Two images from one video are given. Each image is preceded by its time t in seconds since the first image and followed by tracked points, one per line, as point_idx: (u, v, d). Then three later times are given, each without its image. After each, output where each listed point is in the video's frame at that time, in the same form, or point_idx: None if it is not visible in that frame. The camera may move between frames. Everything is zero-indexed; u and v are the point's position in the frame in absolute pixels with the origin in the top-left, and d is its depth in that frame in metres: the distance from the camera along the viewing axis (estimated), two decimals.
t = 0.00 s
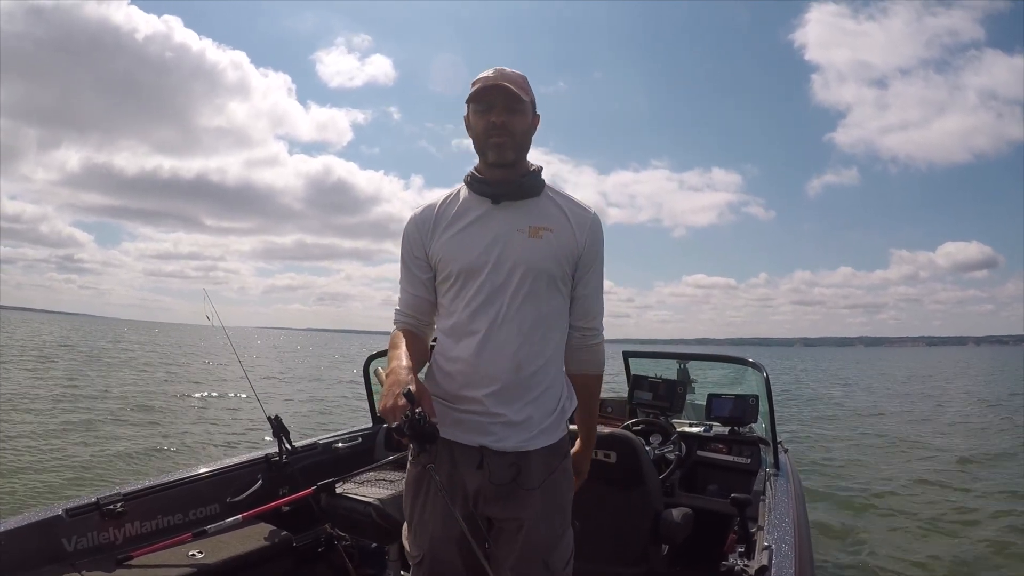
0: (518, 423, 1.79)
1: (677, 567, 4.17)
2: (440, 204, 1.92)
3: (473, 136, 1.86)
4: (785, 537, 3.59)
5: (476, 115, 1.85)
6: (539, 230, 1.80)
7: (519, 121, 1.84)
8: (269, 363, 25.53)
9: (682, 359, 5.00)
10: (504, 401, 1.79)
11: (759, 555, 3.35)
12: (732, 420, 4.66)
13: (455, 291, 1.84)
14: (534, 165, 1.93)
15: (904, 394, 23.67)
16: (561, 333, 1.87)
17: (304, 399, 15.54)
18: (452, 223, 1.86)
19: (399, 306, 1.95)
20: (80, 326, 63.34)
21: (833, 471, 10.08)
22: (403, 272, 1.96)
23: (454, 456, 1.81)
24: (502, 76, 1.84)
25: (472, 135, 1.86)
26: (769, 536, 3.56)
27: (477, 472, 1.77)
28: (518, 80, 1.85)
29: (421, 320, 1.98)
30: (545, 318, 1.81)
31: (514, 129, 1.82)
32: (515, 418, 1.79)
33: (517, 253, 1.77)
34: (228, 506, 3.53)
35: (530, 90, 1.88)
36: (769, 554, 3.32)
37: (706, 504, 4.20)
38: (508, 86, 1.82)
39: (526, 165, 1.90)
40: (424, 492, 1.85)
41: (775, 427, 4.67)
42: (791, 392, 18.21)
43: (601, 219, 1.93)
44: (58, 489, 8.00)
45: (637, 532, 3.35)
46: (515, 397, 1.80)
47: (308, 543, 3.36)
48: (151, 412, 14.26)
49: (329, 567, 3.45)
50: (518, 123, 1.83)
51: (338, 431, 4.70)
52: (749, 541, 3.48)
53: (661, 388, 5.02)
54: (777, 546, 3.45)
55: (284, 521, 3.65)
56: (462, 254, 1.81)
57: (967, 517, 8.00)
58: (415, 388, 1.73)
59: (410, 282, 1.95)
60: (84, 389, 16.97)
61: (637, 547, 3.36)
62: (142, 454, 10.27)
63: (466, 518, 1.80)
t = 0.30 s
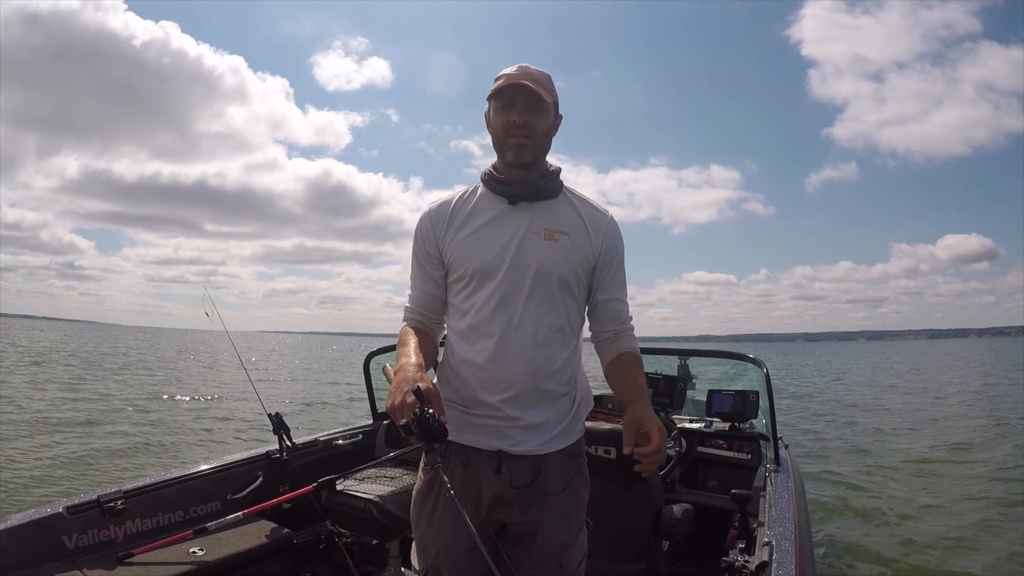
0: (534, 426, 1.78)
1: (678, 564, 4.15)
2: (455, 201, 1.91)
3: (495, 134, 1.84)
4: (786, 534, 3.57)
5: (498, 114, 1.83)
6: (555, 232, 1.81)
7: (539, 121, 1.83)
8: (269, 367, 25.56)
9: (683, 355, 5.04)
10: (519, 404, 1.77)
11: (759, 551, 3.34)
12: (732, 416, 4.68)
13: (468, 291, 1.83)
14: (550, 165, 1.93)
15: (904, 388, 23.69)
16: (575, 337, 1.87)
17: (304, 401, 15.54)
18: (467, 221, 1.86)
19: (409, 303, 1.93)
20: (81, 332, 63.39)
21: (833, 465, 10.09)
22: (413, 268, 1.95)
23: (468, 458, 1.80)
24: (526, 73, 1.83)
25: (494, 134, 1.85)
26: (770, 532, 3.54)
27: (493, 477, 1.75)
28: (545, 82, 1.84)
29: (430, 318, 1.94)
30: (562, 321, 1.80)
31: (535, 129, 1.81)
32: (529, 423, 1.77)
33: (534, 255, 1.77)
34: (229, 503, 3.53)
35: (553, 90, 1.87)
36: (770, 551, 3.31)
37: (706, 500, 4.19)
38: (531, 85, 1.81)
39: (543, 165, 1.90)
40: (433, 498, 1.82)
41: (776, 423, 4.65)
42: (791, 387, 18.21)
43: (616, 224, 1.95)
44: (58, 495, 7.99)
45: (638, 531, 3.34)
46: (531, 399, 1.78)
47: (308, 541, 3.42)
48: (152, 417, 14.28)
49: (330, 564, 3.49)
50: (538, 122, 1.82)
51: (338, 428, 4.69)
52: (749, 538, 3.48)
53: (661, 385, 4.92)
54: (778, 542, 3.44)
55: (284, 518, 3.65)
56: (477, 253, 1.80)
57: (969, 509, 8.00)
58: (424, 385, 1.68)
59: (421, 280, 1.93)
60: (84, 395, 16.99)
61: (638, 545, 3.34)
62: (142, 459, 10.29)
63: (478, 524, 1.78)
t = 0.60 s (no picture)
0: (543, 426, 1.75)
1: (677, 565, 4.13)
2: (469, 204, 1.95)
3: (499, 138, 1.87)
4: (786, 534, 3.57)
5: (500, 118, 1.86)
6: (565, 231, 1.78)
7: (533, 118, 1.81)
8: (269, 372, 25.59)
9: (683, 356, 5.02)
10: (527, 403, 1.75)
11: (759, 552, 3.33)
12: (732, 417, 4.65)
13: (477, 290, 1.85)
14: (559, 164, 1.90)
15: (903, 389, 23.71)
16: (589, 338, 1.82)
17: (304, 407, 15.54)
18: (477, 222, 1.89)
19: (423, 303, 1.97)
20: (82, 340, 63.43)
21: (833, 466, 10.09)
22: (428, 269, 2.00)
23: (475, 456, 1.80)
24: (522, 74, 1.83)
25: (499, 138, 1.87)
26: (770, 533, 3.53)
27: (498, 474, 1.75)
28: (546, 77, 1.83)
29: (444, 318, 1.98)
30: (573, 320, 1.76)
31: (529, 125, 1.81)
32: (537, 423, 1.75)
33: (541, 252, 1.76)
34: (230, 505, 3.52)
35: (551, 85, 1.83)
36: (770, 551, 3.30)
37: (706, 502, 4.19)
38: (523, 84, 1.80)
39: (549, 164, 1.87)
40: (436, 493, 1.81)
41: (775, 424, 4.66)
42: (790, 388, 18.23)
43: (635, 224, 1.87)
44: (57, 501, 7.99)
45: (638, 533, 3.33)
46: (540, 399, 1.75)
47: (309, 542, 3.38)
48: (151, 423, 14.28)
49: (331, 566, 3.47)
50: (532, 120, 1.81)
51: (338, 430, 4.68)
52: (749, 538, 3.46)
53: (661, 385, 4.95)
54: (778, 543, 3.43)
55: (285, 520, 3.64)
56: (485, 252, 1.83)
57: (969, 509, 8.00)
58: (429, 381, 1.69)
59: (436, 281, 1.98)
60: (84, 401, 17.00)
61: (638, 547, 3.33)
62: (141, 465, 10.29)
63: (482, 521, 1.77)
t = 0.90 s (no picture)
0: (542, 425, 1.75)
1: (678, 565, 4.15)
2: (478, 205, 1.99)
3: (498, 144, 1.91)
4: (787, 534, 3.58)
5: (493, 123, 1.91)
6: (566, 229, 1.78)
7: (522, 116, 1.83)
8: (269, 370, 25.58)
9: (683, 356, 5.03)
10: (528, 402, 1.76)
11: (760, 552, 3.34)
12: (732, 417, 4.66)
13: (484, 290, 1.87)
14: (562, 158, 1.90)
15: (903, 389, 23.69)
16: (593, 337, 1.79)
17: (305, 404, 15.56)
18: (483, 223, 1.92)
19: (437, 303, 2.03)
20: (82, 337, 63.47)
21: (833, 466, 10.08)
22: (441, 271, 2.04)
23: (477, 454, 1.81)
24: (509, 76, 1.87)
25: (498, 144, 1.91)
26: (771, 533, 3.54)
27: (497, 474, 1.76)
28: (532, 74, 1.85)
29: (457, 317, 2.01)
30: (574, 319, 1.74)
31: (516, 122, 1.84)
32: (537, 422, 1.75)
33: (543, 251, 1.76)
34: (229, 504, 3.54)
35: (539, 81, 1.84)
36: (770, 551, 3.31)
37: (706, 502, 4.20)
38: (507, 86, 1.83)
39: (550, 160, 1.87)
40: (438, 490, 1.83)
41: (775, 424, 4.67)
42: (791, 388, 18.21)
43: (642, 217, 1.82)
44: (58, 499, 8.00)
45: (638, 533, 3.34)
46: (541, 399, 1.76)
47: (308, 542, 3.40)
48: (152, 420, 14.28)
49: (331, 565, 3.49)
50: (521, 119, 1.83)
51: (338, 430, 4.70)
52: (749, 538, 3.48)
53: (661, 385, 4.95)
54: (778, 543, 3.44)
55: (285, 520, 3.65)
56: (490, 253, 1.85)
57: (970, 510, 8.00)
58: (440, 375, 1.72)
59: (449, 282, 2.02)
60: (84, 398, 16.99)
61: (638, 547, 3.34)
62: (142, 462, 10.29)
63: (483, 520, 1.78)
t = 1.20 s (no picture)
0: (538, 426, 1.74)
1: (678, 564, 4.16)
2: (489, 207, 2.02)
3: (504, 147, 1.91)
4: (786, 534, 3.59)
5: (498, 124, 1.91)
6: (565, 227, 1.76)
7: (520, 114, 1.82)
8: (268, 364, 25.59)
9: (683, 356, 5.03)
10: (526, 402, 1.76)
11: (760, 551, 3.35)
12: (732, 417, 4.67)
13: (489, 290, 1.90)
14: (566, 155, 1.86)
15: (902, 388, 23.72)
16: (594, 336, 1.76)
17: (303, 399, 15.58)
18: (491, 225, 1.95)
19: (450, 303, 2.08)
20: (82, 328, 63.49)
21: (832, 465, 10.10)
22: (456, 272, 2.10)
23: (473, 450, 1.82)
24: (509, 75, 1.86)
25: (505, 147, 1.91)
26: (771, 533, 3.56)
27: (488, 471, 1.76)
28: (533, 72, 1.83)
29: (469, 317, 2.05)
30: (573, 317, 1.73)
31: (515, 120, 1.83)
32: (532, 422, 1.74)
33: (542, 250, 1.76)
34: (228, 503, 3.55)
35: (536, 79, 1.81)
36: (770, 551, 3.32)
37: (706, 501, 4.21)
38: (504, 85, 1.83)
39: (553, 156, 1.84)
40: (433, 481, 1.85)
41: (775, 424, 4.68)
42: (790, 386, 18.23)
43: (649, 208, 1.74)
44: (57, 491, 8.01)
45: (638, 532, 3.35)
46: (539, 398, 1.75)
47: (307, 541, 3.42)
48: (151, 413, 14.29)
49: (331, 564, 3.50)
50: (519, 117, 1.82)
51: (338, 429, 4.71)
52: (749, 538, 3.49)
53: (661, 385, 4.94)
54: (778, 543, 3.45)
55: (284, 518, 3.67)
56: (495, 253, 1.88)
57: (968, 510, 8.02)
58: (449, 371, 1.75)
59: (463, 282, 2.07)
60: (83, 390, 17.00)
61: (638, 546, 3.35)
62: (142, 455, 10.30)
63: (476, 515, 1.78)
